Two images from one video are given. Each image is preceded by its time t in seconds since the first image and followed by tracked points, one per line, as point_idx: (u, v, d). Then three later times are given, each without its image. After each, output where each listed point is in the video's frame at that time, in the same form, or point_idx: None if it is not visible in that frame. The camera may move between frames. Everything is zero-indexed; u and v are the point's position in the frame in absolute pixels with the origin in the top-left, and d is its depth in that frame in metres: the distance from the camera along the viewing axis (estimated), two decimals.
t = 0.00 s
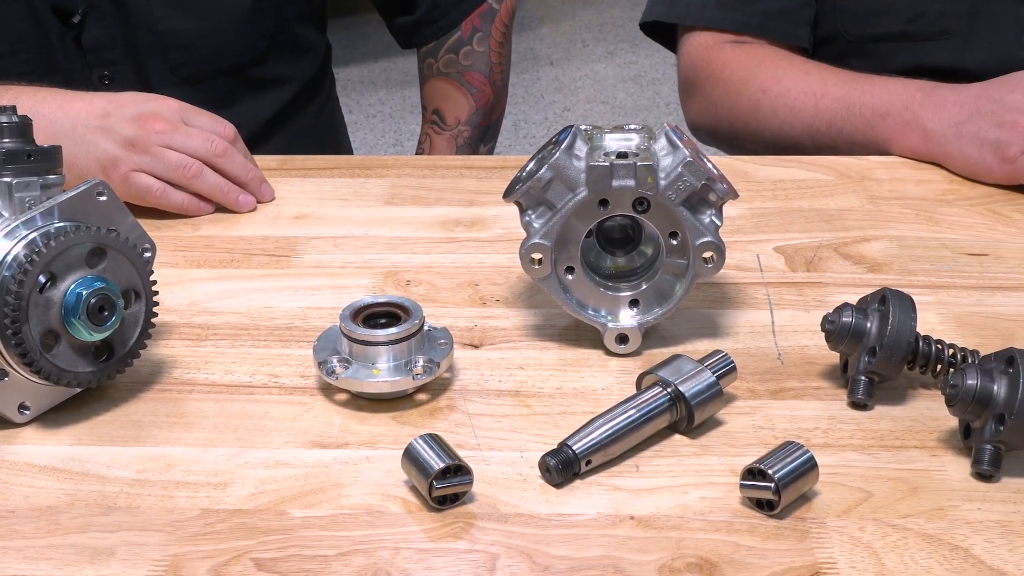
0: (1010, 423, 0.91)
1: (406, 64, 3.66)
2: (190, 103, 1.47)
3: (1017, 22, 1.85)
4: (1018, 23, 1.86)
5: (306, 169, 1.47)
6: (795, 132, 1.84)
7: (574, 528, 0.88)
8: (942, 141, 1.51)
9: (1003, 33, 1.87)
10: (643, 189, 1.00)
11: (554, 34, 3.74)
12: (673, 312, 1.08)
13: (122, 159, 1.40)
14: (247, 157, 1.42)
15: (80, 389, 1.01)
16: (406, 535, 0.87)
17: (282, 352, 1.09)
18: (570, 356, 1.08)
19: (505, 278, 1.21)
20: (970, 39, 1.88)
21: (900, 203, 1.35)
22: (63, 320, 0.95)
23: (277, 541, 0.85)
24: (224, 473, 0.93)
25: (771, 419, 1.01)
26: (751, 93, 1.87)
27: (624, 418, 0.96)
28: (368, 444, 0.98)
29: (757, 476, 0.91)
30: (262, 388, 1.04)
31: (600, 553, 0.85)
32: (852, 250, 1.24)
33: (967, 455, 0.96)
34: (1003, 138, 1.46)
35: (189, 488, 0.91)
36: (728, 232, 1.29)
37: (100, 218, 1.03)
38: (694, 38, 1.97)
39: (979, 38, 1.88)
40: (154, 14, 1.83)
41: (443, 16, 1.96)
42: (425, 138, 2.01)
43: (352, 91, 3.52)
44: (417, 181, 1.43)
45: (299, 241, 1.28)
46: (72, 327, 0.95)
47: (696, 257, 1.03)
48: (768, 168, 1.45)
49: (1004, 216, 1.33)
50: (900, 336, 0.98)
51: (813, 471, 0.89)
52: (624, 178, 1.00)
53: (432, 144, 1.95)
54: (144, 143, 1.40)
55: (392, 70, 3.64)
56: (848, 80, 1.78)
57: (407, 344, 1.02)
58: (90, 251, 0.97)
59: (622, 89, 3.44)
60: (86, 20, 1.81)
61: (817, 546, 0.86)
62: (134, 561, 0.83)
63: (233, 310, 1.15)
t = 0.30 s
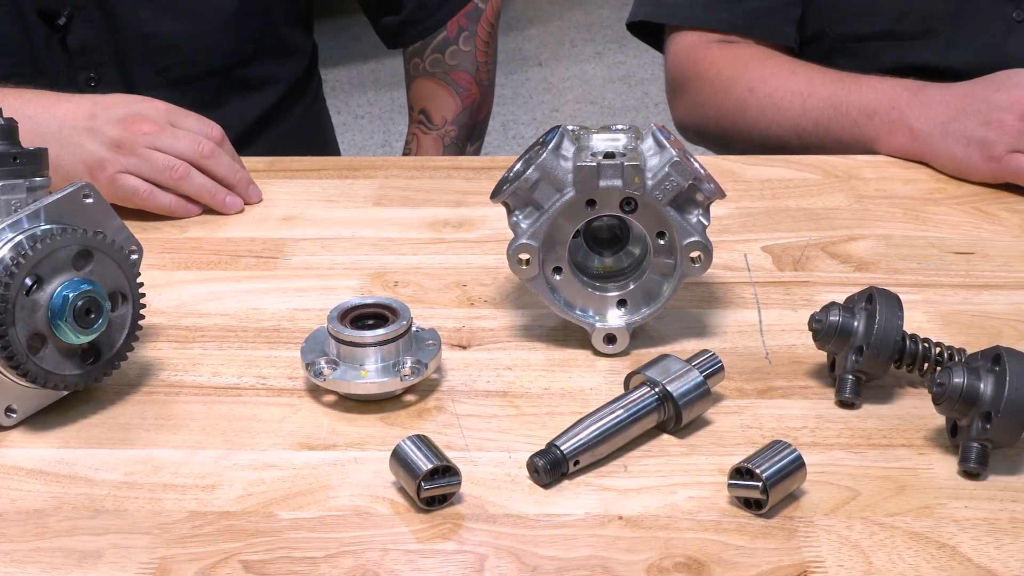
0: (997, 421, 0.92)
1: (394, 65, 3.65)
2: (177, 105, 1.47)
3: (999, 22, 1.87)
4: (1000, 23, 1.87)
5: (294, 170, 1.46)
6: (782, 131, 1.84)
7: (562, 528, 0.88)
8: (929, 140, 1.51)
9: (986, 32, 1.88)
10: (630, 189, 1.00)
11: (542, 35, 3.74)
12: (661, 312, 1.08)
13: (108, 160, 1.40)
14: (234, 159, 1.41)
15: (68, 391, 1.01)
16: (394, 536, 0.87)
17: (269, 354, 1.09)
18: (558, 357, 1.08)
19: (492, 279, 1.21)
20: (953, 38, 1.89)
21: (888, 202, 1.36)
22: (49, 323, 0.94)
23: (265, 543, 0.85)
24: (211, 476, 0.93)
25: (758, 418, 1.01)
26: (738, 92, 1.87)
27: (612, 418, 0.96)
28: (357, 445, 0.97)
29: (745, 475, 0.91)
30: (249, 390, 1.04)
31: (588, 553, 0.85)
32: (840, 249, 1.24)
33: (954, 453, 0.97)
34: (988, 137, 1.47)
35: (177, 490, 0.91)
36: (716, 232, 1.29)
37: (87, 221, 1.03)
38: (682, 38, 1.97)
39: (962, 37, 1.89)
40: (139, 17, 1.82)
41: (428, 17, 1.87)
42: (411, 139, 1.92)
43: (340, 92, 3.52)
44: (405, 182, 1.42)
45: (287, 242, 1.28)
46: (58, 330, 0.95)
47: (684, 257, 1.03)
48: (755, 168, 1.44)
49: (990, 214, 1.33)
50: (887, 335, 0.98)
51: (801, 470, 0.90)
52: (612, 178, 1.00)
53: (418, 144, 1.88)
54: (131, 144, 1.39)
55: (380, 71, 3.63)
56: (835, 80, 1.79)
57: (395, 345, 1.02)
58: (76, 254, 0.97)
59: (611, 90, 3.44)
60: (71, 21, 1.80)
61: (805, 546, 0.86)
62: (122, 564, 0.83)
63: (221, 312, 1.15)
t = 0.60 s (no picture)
0: (984, 418, 0.92)
1: (383, 66, 3.64)
2: (163, 107, 1.46)
3: (1000, 15, 1.89)
4: (1001, 18, 1.90)
5: (282, 172, 1.45)
6: (770, 120, 1.82)
7: (550, 529, 0.88)
8: (915, 140, 1.51)
9: (983, 29, 1.90)
10: (617, 189, 1.00)
11: (531, 35, 3.74)
12: (649, 311, 1.08)
13: (94, 163, 1.39)
14: (221, 160, 1.41)
15: (54, 394, 1.00)
16: (382, 537, 0.87)
17: (257, 355, 1.09)
18: (547, 356, 1.08)
19: (480, 279, 1.21)
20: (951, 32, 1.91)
21: (874, 201, 1.36)
22: (35, 326, 0.94)
23: (253, 546, 0.85)
24: (199, 478, 0.93)
25: (746, 417, 1.01)
26: (728, 77, 1.85)
27: (600, 419, 0.96)
28: (345, 447, 0.97)
29: (732, 475, 0.91)
30: (237, 392, 1.04)
31: (577, 553, 0.85)
32: (827, 248, 1.24)
33: (941, 452, 0.97)
34: (974, 137, 1.46)
35: (164, 493, 0.91)
36: (703, 231, 1.29)
37: (74, 223, 1.02)
38: (678, 17, 1.93)
39: (962, 31, 1.90)
40: (126, 17, 1.81)
41: (416, 17, 1.87)
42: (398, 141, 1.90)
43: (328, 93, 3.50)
44: (393, 182, 1.41)
45: (275, 244, 1.27)
46: (44, 333, 0.94)
47: (671, 257, 1.03)
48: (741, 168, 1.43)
49: (977, 213, 1.33)
50: (874, 334, 0.98)
51: (789, 469, 0.90)
52: (598, 178, 1.00)
53: (406, 146, 1.86)
54: (117, 146, 1.38)
55: (368, 72, 3.62)
56: (826, 70, 1.77)
57: (383, 346, 1.02)
58: (62, 256, 0.96)
59: (599, 90, 3.39)
60: (59, 22, 1.79)
61: (793, 544, 0.87)
62: (109, 567, 0.83)
63: (208, 313, 1.15)
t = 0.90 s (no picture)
0: (970, 416, 0.92)
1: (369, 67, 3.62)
2: (149, 109, 1.45)
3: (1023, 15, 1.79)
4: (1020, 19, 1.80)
5: (268, 173, 1.44)
6: (762, 102, 1.70)
7: (538, 529, 0.88)
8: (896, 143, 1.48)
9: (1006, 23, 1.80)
10: (603, 189, 1.00)
11: (518, 35, 3.73)
12: (636, 311, 1.08)
13: (80, 165, 1.38)
14: (207, 162, 1.40)
15: (40, 397, 1.00)
16: (369, 539, 0.87)
17: (244, 357, 1.08)
18: (534, 357, 1.08)
19: (468, 280, 1.21)
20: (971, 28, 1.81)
21: (860, 200, 1.36)
22: (21, 329, 0.94)
23: (240, 548, 0.85)
24: (186, 480, 0.93)
25: (733, 416, 1.01)
26: (724, 51, 1.72)
27: (588, 419, 0.96)
28: (332, 448, 0.97)
29: (719, 474, 0.91)
30: (224, 394, 1.03)
31: (564, 553, 0.85)
32: (813, 247, 1.25)
33: (927, 450, 0.97)
34: (952, 143, 1.42)
35: (151, 495, 0.91)
36: (690, 231, 1.28)
37: (59, 225, 1.02)
38: None
39: (981, 29, 1.80)
40: (113, 14, 1.74)
41: (404, 16, 1.85)
42: (386, 141, 1.88)
43: (316, 95, 3.48)
44: (380, 183, 1.41)
45: (261, 246, 1.27)
46: (30, 335, 0.94)
47: (658, 257, 1.03)
48: (729, 167, 1.43)
49: (962, 212, 1.34)
50: (860, 333, 0.98)
51: (775, 469, 0.90)
52: (585, 179, 1.00)
53: (394, 147, 1.84)
54: (102, 149, 1.38)
55: (355, 73, 3.60)
56: (822, 55, 1.65)
57: (370, 348, 1.02)
58: (48, 259, 0.96)
59: (587, 90, 3.37)
60: (44, 18, 1.72)
61: (780, 543, 0.87)
62: (96, 570, 0.83)
63: (195, 316, 1.14)
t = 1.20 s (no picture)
0: (956, 415, 0.92)
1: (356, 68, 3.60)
2: (134, 111, 1.45)
3: None
4: None
5: (254, 175, 1.44)
6: (754, 84, 1.66)
7: (525, 529, 0.88)
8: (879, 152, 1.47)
9: None
10: (590, 189, 1.00)
11: (505, 36, 3.73)
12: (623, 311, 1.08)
13: (65, 168, 1.37)
14: (192, 163, 1.40)
15: (25, 400, 0.99)
16: (356, 540, 0.87)
17: (230, 359, 1.08)
18: (521, 357, 1.08)
19: (455, 281, 1.21)
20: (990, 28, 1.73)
21: (846, 200, 1.36)
22: (5, 332, 0.94)
23: (226, 550, 0.85)
24: (172, 483, 0.93)
25: (720, 416, 1.01)
26: (722, 27, 1.68)
27: (575, 419, 0.96)
28: (319, 450, 0.97)
29: (706, 473, 0.91)
30: (211, 397, 1.03)
31: (551, 554, 0.86)
32: (799, 246, 1.25)
33: (913, 448, 0.97)
34: (935, 156, 1.41)
35: (138, 498, 0.91)
36: (677, 231, 1.28)
37: (44, 227, 1.02)
38: None
39: (1002, 28, 1.72)
40: (97, 13, 1.72)
41: (387, 14, 1.82)
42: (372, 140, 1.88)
43: (303, 96, 3.45)
44: (366, 184, 1.40)
45: (248, 247, 1.27)
46: (15, 338, 0.94)
47: (644, 257, 1.03)
48: (715, 167, 1.43)
49: (947, 210, 1.34)
50: (845, 332, 0.99)
51: (762, 468, 0.90)
52: (571, 179, 1.00)
53: (379, 145, 1.84)
54: (87, 152, 1.37)
55: (343, 74, 3.58)
56: (816, 41, 1.60)
57: (356, 348, 1.02)
58: (33, 261, 0.96)
59: (574, 90, 3.35)
60: (29, 19, 1.69)
61: (766, 542, 0.87)
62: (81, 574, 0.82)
63: (181, 318, 1.14)
